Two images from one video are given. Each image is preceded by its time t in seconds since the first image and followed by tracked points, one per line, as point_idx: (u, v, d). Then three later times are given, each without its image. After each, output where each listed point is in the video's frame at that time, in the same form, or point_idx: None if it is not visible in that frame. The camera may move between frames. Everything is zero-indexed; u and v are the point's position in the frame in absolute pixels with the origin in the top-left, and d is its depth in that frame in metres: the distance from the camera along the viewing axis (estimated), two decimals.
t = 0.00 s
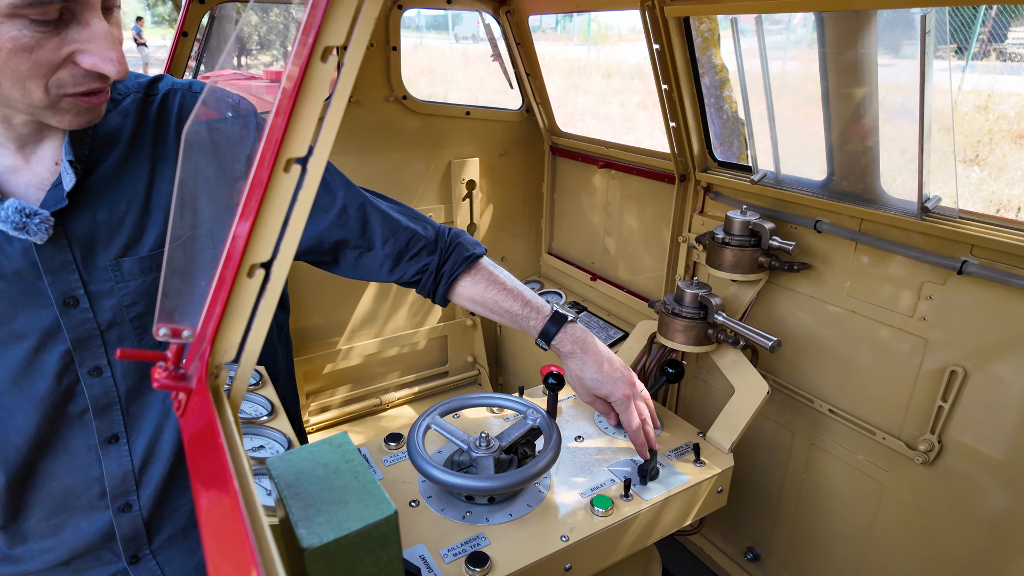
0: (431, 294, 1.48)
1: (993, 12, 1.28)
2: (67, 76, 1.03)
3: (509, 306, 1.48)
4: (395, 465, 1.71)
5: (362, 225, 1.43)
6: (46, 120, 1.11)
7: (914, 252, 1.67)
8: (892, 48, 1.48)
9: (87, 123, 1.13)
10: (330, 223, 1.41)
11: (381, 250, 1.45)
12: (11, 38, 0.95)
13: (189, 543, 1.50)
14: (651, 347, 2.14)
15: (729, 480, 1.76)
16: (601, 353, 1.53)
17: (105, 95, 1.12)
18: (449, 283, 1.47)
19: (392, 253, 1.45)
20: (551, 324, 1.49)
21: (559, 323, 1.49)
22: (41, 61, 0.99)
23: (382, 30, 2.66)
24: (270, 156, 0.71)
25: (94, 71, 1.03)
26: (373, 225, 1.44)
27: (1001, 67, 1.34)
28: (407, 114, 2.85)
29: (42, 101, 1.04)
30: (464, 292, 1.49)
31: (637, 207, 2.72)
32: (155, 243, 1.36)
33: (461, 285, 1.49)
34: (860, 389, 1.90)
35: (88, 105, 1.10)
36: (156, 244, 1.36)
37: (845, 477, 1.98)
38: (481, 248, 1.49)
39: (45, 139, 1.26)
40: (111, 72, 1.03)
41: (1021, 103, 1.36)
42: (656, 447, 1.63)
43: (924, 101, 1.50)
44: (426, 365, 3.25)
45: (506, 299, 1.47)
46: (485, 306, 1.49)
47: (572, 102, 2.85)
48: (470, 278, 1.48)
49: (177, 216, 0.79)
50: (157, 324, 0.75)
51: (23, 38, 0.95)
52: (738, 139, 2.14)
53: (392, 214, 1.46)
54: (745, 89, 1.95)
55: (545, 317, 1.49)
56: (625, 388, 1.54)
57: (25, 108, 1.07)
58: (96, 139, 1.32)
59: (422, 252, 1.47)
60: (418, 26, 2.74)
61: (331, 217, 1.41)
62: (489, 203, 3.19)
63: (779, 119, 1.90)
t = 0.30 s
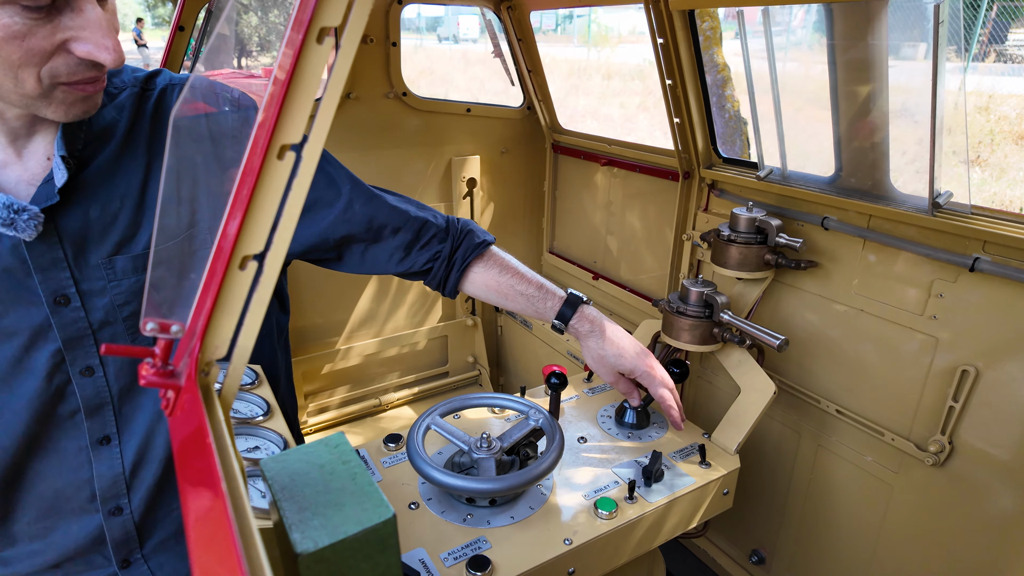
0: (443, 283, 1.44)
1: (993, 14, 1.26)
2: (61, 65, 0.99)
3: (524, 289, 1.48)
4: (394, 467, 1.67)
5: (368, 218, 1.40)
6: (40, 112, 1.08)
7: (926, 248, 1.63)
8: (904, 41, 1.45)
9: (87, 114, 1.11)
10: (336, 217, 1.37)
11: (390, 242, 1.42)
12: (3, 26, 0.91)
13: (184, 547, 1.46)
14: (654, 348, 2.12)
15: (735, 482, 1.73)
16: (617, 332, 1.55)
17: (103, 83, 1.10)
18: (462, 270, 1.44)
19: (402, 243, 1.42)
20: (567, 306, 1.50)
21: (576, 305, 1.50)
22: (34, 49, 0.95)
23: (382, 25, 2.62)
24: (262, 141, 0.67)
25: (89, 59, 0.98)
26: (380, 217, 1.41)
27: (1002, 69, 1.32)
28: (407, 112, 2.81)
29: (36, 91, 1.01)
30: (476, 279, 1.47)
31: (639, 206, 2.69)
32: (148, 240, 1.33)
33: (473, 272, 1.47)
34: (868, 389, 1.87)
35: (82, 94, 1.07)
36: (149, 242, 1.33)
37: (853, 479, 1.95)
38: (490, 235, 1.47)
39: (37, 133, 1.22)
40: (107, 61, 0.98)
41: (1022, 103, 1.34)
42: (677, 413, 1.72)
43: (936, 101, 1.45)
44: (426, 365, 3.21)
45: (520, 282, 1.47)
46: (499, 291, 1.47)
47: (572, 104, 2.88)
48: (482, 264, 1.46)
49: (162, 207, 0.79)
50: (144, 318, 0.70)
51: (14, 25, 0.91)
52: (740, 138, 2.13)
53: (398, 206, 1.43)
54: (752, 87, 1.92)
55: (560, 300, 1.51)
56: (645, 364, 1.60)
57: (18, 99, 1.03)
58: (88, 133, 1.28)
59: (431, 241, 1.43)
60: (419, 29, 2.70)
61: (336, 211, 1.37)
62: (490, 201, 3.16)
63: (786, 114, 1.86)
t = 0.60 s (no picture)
0: (434, 269, 1.46)
1: (991, 14, 1.28)
2: (64, 61, 0.96)
3: (504, 259, 1.47)
4: (391, 467, 1.64)
5: (367, 211, 1.42)
6: (38, 109, 1.03)
7: (932, 244, 1.60)
8: (913, 32, 1.42)
9: (87, 114, 1.07)
10: (337, 211, 1.39)
11: (386, 235, 1.45)
12: (7, 21, 0.88)
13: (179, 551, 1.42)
14: (655, 346, 2.09)
15: (737, 482, 1.70)
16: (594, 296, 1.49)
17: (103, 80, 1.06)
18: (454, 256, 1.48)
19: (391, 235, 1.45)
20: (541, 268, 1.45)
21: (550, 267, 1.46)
22: (39, 45, 0.92)
23: (380, 20, 2.60)
24: (249, 125, 0.64)
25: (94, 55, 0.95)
26: (378, 210, 1.43)
27: (1000, 70, 1.32)
28: (406, 108, 2.79)
29: (37, 87, 0.97)
30: (459, 255, 1.47)
31: (639, 203, 2.67)
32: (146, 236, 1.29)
33: (456, 249, 1.48)
34: (872, 388, 1.84)
35: (84, 91, 1.03)
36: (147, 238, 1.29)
37: (856, 479, 1.92)
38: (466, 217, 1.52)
39: (31, 126, 1.18)
40: (112, 57, 0.96)
41: (1021, 104, 1.33)
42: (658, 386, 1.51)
43: (944, 102, 1.44)
44: (424, 364, 3.18)
45: (500, 253, 1.47)
46: (481, 265, 1.47)
47: (572, 105, 2.86)
48: (462, 244, 1.48)
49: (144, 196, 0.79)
50: (125, 310, 0.69)
51: (19, 20, 0.88)
52: (740, 136, 2.12)
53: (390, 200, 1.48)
54: (756, 87, 1.89)
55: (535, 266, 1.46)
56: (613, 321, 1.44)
57: (17, 95, 0.99)
58: (84, 125, 1.25)
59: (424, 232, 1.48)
60: (418, 29, 2.69)
61: (337, 205, 1.39)
62: (489, 199, 3.14)
63: (788, 108, 1.83)
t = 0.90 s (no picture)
0: (386, 274, 1.55)
1: (988, 15, 1.26)
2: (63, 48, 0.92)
3: (452, 258, 1.57)
4: (385, 468, 1.61)
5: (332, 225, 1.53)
6: (33, 98, 0.98)
7: (937, 240, 1.57)
8: (917, 23, 1.39)
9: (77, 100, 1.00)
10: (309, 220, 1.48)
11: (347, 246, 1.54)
12: (8, 10, 0.84)
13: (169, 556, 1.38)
14: (653, 345, 2.06)
15: (738, 483, 1.67)
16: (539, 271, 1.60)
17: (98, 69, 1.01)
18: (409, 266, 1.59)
19: (349, 246, 1.54)
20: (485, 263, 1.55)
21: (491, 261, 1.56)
22: (39, 33, 0.88)
23: (374, 14, 2.56)
24: (230, 110, 0.61)
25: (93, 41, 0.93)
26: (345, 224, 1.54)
27: (994, 70, 1.32)
28: (401, 104, 2.75)
29: (35, 76, 0.93)
30: (410, 258, 1.56)
31: (637, 200, 2.64)
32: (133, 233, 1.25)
33: (407, 253, 1.57)
34: (875, 386, 1.81)
35: (80, 79, 0.98)
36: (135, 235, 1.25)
37: (858, 479, 1.89)
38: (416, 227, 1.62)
39: (14, 117, 1.14)
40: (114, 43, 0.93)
41: (1017, 104, 1.32)
42: (619, 322, 1.71)
43: (948, 100, 1.41)
44: (420, 364, 3.15)
45: (449, 253, 1.58)
46: (429, 266, 1.56)
47: (570, 104, 2.83)
48: (411, 248, 1.58)
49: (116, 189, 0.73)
50: (100, 306, 0.65)
51: (21, 8, 0.85)
52: (739, 134, 2.11)
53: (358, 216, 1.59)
54: (757, 88, 1.87)
55: (478, 259, 1.56)
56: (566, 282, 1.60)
57: (12, 86, 0.94)
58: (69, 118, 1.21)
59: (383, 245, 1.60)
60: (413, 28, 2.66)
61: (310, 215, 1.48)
62: (485, 197, 3.10)
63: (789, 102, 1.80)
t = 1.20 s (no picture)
0: (431, 227, 1.63)
1: (983, 13, 1.26)
2: (67, 34, 0.90)
3: (503, 213, 1.65)
4: (381, 472, 1.57)
5: (353, 183, 1.56)
6: (39, 86, 0.96)
7: (942, 237, 1.54)
8: (923, 17, 1.37)
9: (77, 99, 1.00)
10: (322, 182, 1.53)
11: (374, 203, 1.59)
12: None
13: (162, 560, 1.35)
14: (654, 345, 2.04)
15: (741, 485, 1.64)
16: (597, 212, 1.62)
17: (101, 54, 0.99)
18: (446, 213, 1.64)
19: (390, 201, 1.60)
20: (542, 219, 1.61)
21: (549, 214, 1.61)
22: (43, 18, 0.86)
23: (369, 10, 2.53)
24: (215, 99, 0.57)
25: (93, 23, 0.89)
26: (363, 181, 1.56)
27: (996, 68, 1.30)
28: (397, 101, 2.72)
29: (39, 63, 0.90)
30: (459, 217, 1.65)
31: (637, 199, 2.61)
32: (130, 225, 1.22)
33: (455, 211, 1.66)
34: (879, 386, 1.78)
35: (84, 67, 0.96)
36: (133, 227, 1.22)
37: (862, 481, 1.86)
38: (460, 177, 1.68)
39: (13, 108, 1.12)
40: (114, 26, 0.89)
41: (1010, 102, 1.32)
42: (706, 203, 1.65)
43: (954, 99, 1.39)
44: (417, 365, 3.11)
45: (499, 207, 1.65)
46: (483, 222, 1.65)
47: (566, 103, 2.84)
48: (460, 204, 1.65)
49: (95, 172, 0.71)
50: (77, 306, 0.63)
51: None
52: (735, 133, 2.11)
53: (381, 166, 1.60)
54: (758, 86, 1.85)
55: (536, 215, 1.64)
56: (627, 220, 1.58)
57: (16, 74, 0.92)
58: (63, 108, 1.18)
59: (415, 190, 1.62)
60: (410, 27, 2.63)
61: (322, 178, 1.53)
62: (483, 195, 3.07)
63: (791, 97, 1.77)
